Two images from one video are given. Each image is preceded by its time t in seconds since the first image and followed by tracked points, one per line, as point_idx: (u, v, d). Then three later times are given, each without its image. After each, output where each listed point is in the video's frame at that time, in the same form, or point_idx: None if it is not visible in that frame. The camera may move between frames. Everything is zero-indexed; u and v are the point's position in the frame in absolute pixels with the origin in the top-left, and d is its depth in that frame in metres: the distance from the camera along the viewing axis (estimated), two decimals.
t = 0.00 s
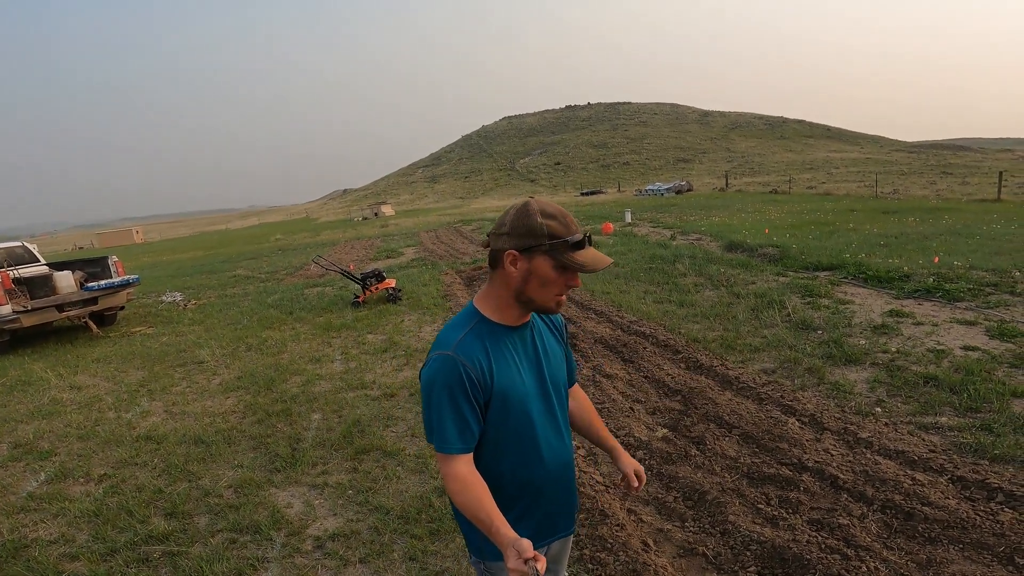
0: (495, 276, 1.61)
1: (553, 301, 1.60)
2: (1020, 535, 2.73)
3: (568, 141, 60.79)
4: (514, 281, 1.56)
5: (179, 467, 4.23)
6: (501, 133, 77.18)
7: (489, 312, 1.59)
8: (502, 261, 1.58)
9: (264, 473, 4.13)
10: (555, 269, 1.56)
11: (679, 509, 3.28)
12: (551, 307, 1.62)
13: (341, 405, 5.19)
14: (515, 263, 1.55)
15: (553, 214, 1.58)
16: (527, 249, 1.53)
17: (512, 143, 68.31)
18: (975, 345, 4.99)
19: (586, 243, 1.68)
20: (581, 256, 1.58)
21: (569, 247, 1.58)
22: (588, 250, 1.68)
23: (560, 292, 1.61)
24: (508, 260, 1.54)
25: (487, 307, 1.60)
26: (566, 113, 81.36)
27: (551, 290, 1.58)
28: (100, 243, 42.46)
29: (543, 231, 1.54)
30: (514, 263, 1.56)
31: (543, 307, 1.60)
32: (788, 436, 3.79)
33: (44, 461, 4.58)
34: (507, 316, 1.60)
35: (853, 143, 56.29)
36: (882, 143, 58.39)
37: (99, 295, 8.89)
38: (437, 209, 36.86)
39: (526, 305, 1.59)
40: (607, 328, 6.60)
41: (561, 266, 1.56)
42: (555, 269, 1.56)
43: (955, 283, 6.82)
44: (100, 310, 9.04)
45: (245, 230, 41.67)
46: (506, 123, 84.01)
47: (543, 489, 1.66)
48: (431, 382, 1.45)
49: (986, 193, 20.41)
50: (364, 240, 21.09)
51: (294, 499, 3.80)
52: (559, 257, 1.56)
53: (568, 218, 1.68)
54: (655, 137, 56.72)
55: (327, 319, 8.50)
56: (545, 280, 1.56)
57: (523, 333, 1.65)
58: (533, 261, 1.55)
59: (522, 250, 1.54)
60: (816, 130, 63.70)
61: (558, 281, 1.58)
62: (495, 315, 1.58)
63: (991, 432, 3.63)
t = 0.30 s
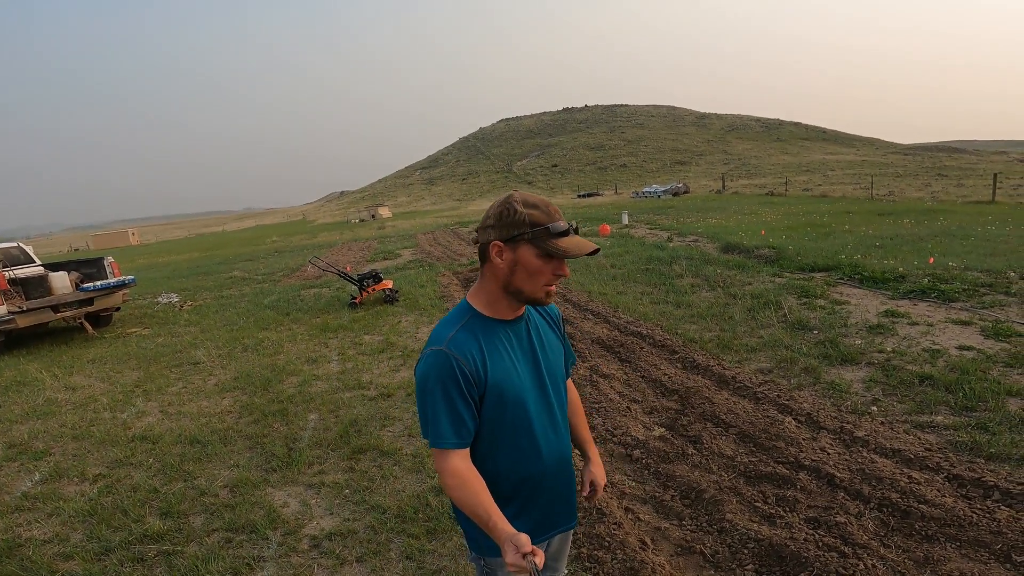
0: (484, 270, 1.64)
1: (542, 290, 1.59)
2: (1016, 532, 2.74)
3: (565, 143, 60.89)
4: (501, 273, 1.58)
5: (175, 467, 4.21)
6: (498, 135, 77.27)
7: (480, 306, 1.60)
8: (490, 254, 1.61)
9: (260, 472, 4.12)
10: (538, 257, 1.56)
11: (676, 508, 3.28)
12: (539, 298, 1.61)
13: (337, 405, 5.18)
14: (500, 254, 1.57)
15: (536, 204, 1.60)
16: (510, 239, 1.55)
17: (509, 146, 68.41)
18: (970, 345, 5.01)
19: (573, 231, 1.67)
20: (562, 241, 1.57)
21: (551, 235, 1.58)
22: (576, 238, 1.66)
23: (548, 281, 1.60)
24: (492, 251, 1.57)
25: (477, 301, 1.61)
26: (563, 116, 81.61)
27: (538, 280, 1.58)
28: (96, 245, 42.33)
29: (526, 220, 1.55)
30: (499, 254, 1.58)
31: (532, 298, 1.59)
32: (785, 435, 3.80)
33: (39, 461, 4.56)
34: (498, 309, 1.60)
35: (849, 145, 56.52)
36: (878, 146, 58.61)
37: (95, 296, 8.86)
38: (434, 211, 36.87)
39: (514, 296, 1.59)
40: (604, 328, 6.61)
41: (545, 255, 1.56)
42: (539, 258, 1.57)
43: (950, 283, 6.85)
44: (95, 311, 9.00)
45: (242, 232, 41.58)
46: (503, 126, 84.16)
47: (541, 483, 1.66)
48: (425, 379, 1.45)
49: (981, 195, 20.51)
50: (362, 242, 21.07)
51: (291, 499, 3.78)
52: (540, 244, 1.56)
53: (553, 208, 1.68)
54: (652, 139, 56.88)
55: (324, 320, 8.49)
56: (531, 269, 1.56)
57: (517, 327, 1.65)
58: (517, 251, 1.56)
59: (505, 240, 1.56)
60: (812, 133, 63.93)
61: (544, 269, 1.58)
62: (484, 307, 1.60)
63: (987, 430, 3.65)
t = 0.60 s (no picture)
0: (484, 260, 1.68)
1: (539, 275, 1.59)
2: (1014, 527, 2.76)
3: (562, 144, 60.97)
4: (499, 260, 1.60)
5: (173, 466, 4.20)
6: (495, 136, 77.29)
7: (482, 295, 1.63)
8: (487, 242, 1.65)
9: (259, 471, 4.11)
10: (531, 240, 1.58)
11: (676, 504, 3.29)
12: (537, 282, 1.61)
13: (336, 404, 5.17)
14: (495, 241, 1.60)
15: (528, 190, 1.63)
16: (504, 224, 1.58)
17: (505, 147, 68.44)
18: (966, 343, 5.06)
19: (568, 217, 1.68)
20: (553, 224, 1.59)
21: (542, 218, 1.60)
22: (570, 222, 1.67)
23: (543, 265, 1.60)
24: (487, 238, 1.60)
25: (479, 291, 1.65)
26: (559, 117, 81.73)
27: (533, 264, 1.59)
28: (91, 246, 42.12)
29: (517, 205, 1.58)
30: (495, 241, 1.62)
31: (530, 284, 1.60)
32: (783, 432, 3.82)
33: (36, 460, 4.54)
34: (501, 297, 1.61)
35: (844, 146, 56.80)
36: (872, 147, 58.88)
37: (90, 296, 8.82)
38: (431, 211, 36.85)
39: (513, 283, 1.60)
40: (602, 327, 6.63)
41: (538, 238, 1.58)
42: (532, 242, 1.58)
43: (945, 282, 6.90)
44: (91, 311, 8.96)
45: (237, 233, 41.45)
46: (499, 127, 84.25)
47: (548, 474, 1.67)
48: (434, 367, 1.47)
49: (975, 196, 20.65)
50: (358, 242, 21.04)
51: (290, 497, 3.78)
52: (531, 228, 1.58)
53: (549, 195, 1.71)
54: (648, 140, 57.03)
55: (322, 320, 8.48)
56: (525, 254, 1.58)
57: (523, 316, 1.66)
58: (511, 237, 1.59)
59: (500, 226, 1.60)
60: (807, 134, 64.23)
61: (538, 253, 1.59)
62: (485, 295, 1.62)
63: (983, 427, 3.68)
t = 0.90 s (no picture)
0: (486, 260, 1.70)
1: (533, 271, 1.58)
2: (1010, 526, 2.78)
3: (558, 144, 61.01)
4: (497, 258, 1.62)
5: (170, 466, 4.18)
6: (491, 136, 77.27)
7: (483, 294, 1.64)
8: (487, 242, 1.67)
9: (256, 471, 4.10)
10: (524, 236, 1.58)
11: (674, 503, 3.30)
12: (533, 279, 1.60)
13: (333, 404, 5.17)
14: (492, 240, 1.62)
15: (522, 188, 1.64)
16: (498, 222, 1.60)
17: (502, 146, 68.44)
18: (960, 342, 5.09)
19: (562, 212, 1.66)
20: (543, 219, 1.58)
21: (533, 214, 1.59)
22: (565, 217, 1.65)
23: (538, 260, 1.59)
24: (485, 237, 1.63)
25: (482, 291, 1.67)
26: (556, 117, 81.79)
27: (528, 260, 1.58)
28: (85, 245, 41.91)
29: (509, 202, 1.60)
30: (492, 240, 1.64)
31: (527, 280, 1.59)
32: (780, 431, 3.84)
33: (31, 461, 4.51)
34: (501, 295, 1.62)
35: (839, 147, 57.06)
36: (867, 147, 59.19)
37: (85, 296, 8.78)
38: (427, 211, 36.83)
39: (509, 280, 1.60)
40: (599, 326, 6.65)
41: (531, 234, 1.57)
42: (525, 238, 1.58)
43: (940, 282, 6.94)
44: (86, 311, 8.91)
45: (233, 233, 41.31)
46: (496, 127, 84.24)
47: (551, 472, 1.67)
48: (437, 364, 1.48)
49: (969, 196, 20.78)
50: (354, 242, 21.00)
51: (288, 497, 3.77)
52: (522, 224, 1.58)
53: (546, 191, 1.70)
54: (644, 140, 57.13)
55: (318, 320, 8.45)
56: (518, 250, 1.58)
57: (525, 315, 1.66)
58: (505, 234, 1.60)
59: (495, 225, 1.62)
60: (803, 134, 64.48)
61: (531, 248, 1.58)
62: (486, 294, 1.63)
63: (979, 426, 3.70)
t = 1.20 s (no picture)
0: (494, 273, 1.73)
1: (520, 275, 1.56)
2: (1008, 530, 2.79)
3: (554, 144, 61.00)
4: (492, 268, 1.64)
5: (166, 471, 4.15)
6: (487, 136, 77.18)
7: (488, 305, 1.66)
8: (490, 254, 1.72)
9: (253, 476, 4.07)
10: (508, 241, 1.58)
11: (673, 508, 3.30)
12: (521, 283, 1.57)
13: (330, 408, 5.14)
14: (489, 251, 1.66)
15: (510, 197, 1.67)
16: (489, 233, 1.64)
17: (498, 146, 68.36)
18: (957, 344, 5.11)
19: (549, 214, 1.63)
20: (522, 221, 1.57)
21: (516, 218, 1.60)
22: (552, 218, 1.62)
23: (524, 265, 1.57)
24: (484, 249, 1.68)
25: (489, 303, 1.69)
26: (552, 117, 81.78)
27: (514, 265, 1.58)
28: (79, 246, 41.63)
29: (495, 212, 1.63)
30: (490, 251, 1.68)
31: (515, 285, 1.57)
32: (779, 435, 3.84)
33: (25, 465, 4.47)
34: (503, 305, 1.60)
35: (834, 147, 57.27)
36: (862, 147, 59.36)
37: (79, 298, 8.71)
38: (422, 211, 36.74)
39: (502, 288, 1.60)
40: (597, 329, 6.64)
41: (512, 238, 1.57)
42: (509, 243, 1.58)
43: (936, 283, 6.96)
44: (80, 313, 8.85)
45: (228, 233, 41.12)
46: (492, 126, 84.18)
47: (553, 484, 1.65)
48: (441, 373, 1.47)
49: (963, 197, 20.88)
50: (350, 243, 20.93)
51: (285, 503, 3.75)
52: (504, 229, 1.59)
53: (540, 196, 1.69)
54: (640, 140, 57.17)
55: (315, 322, 8.41)
56: (505, 257, 1.59)
57: (530, 325, 1.63)
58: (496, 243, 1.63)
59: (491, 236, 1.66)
60: (798, 134, 64.67)
61: (514, 253, 1.58)
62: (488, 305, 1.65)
63: (976, 429, 3.72)
